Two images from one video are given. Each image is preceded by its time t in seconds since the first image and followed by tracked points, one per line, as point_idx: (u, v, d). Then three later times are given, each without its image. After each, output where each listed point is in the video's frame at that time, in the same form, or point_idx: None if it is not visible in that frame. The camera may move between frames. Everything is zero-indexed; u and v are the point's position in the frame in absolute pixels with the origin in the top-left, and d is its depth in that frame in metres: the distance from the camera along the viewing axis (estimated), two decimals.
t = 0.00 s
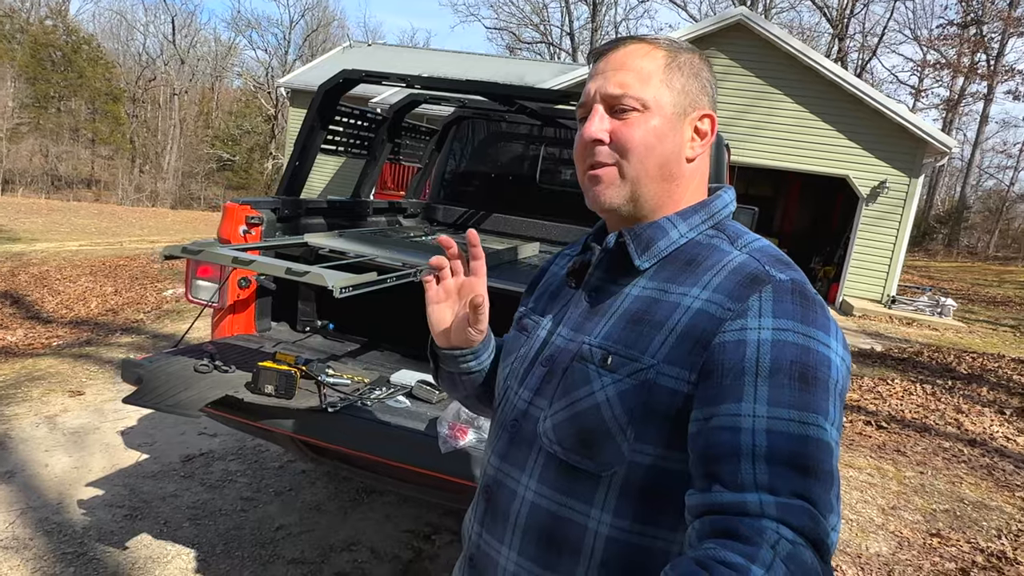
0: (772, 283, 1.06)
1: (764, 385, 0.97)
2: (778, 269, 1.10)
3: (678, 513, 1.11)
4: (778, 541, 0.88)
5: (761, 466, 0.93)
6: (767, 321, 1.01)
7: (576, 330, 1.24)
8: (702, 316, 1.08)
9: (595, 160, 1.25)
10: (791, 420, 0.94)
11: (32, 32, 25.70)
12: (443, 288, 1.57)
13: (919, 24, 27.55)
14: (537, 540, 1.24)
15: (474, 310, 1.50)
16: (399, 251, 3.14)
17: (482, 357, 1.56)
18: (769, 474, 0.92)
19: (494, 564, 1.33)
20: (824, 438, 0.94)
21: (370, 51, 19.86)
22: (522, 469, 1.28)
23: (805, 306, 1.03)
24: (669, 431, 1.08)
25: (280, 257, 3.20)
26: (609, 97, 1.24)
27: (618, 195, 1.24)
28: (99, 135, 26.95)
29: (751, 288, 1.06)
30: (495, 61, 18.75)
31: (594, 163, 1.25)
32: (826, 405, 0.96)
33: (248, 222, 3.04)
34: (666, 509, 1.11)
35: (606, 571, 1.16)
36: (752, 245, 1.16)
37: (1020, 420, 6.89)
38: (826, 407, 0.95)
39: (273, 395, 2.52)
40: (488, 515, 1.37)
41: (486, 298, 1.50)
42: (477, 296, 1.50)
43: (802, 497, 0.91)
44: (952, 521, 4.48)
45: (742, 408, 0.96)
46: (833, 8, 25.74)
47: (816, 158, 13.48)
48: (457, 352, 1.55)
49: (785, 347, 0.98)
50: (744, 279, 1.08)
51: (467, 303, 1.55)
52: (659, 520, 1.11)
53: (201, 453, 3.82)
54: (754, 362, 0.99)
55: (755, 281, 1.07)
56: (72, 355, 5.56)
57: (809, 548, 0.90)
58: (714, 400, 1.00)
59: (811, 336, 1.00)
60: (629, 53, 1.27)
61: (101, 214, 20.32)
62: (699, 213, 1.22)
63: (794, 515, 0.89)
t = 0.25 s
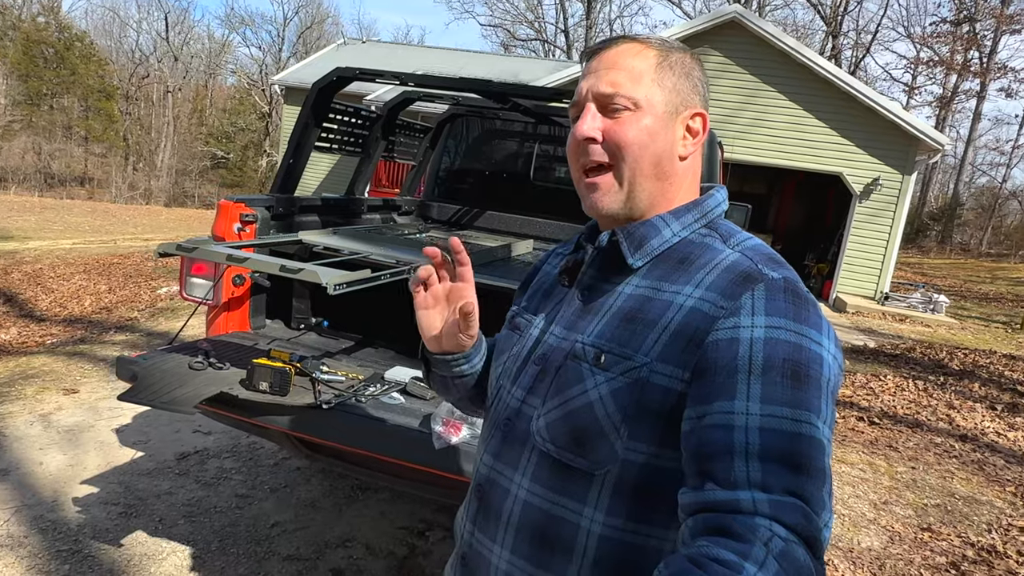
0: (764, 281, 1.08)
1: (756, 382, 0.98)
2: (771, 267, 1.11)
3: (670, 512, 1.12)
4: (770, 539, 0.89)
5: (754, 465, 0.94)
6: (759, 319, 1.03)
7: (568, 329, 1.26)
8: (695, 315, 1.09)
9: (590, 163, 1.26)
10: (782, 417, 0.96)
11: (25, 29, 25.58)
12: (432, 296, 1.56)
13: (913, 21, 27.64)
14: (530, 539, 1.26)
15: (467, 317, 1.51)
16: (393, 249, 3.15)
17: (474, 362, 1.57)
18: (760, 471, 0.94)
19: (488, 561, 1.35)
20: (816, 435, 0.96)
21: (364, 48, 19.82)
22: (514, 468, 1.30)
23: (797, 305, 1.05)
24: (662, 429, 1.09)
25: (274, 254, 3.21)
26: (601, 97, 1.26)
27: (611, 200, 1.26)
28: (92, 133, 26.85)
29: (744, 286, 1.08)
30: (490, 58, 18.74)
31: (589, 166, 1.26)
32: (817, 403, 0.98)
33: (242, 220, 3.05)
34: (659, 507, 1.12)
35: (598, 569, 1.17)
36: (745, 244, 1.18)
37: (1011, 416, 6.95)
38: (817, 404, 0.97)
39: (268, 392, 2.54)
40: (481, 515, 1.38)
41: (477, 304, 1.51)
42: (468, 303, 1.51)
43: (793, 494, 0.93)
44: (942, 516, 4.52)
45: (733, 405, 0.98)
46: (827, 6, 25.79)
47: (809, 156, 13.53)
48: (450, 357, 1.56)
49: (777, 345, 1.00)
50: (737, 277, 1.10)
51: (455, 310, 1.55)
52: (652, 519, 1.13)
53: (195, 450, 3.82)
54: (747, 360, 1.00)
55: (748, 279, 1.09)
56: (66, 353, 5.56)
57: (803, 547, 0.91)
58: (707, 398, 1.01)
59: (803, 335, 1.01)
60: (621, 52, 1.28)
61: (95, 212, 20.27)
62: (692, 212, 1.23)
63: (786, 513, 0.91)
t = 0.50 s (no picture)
0: (757, 279, 1.09)
1: (748, 379, 1.00)
2: (764, 266, 1.13)
3: (663, 508, 1.14)
4: (761, 536, 0.91)
5: (746, 461, 0.96)
6: (752, 317, 1.04)
7: (563, 326, 1.27)
8: (688, 312, 1.11)
9: (583, 161, 1.27)
10: (775, 414, 0.97)
11: (18, 27, 25.46)
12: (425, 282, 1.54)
13: (907, 19, 27.73)
14: (523, 534, 1.27)
15: (457, 304, 1.49)
16: (388, 248, 3.17)
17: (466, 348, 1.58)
18: (751, 468, 0.95)
19: (480, 557, 1.36)
20: (807, 432, 0.97)
21: (360, 46, 19.79)
22: (507, 463, 1.31)
23: (790, 302, 1.06)
24: (654, 425, 1.11)
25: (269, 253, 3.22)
26: (596, 97, 1.27)
27: (602, 194, 1.26)
28: (86, 131, 26.66)
29: (738, 283, 1.09)
30: (485, 56, 18.73)
31: (582, 165, 1.27)
32: (809, 400, 0.99)
33: (237, 218, 3.05)
34: (650, 503, 1.14)
35: (591, 564, 1.18)
36: (739, 243, 1.20)
37: (1004, 412, 6.99)
38: (808, 401, 0.99)
39: (263, 390, 2.54)
40: (473, 509, 1.39)
41: (470, 292, 1.49)
42: (460, 290, 1.49)
43: (784, 492, 0.94)
44: (935, 511, 4.55)
45: (726, 402, 1.00)
46: (822, 3, 25.85)
47: (804, 154, 13.57)
48: (440, 338, 1.55)
49: (769, 343, 1.01)
50: (731, 275, 1.11)
51: (447, 297, 1.53)
52: (644, 516, 1.14)
53: (191, 449, 3.82)
54: (740, 357, 1.02)
55: (741, 277, 1.10)
56: (61, 351, 5.55)
57: (792, 543, 0.93)
58: (700, 394, 1.03)
59: (796, 332, 1.03)
60: (617, 54, 1.30)
61: (89, 211, 20.20)
62: (686, 212, 1.25)
63: (778, 511, 0.92)
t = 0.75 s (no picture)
0: (762, 281, 1.10)
1: (753, 381, 1.00)
2: (768, 268, 1.13)
3: (667, 510, 1.14)
4: (766, 538, 0.91)
5: (751, 464, 0.96)
6: (756, 319, 1.05)
7: (567, 328, 1.27)
8: (692, 314, 1.11)
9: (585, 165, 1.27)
10: (779, 416, 0.98)
11: (12, 26, 25.33)
12: (438, 233, 1.42)
13: (903, 17, 27.77)
14: (527, 535, 1.27)
15: (473, 258, 1.42)
16: (387, 249, 3.18)
17: (474, 338, 1.58)
18: (756, 471, 0.96)
19: (484, 558, 1.36)
20: (810, 435, 0.97)
21: (356, 44, 19.74)
22: (511, 464, 1.31)
23: (795, 306, 1.07)
24: (658, 426, 1.11)
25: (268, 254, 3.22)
26: (596, 104, 1.27)
27: (613, 205, 1.26)
28: (82, 130, 26.40)
29: (742, 285, 1.10)
30: (482, 54, 18.71)
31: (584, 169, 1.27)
32: (814, 404, 1.00)
33: (236, 220, 3.05)
34: (654, 504, 1.14)
35: (595, 566, 1.19)
36: (744, 246, 1.20)
37: (1000, 410, 7.02)
38: (814, 404, 0.99)
39: (263, 392, 2.54)
40: (478, 510, 1.40)
41: (486, 245, 1.42)
42: (478, 245, 1.41)
43: (788, 494, 0.95)
44: (932, 509, 4.57)
45: (730, 404, 1.00)
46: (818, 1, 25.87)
47: (801, 152, 13.60)
48: (446, 292, 1.50)
49: (774, 345, 1.02)
50: (735, 277, 1.12)
51: (461, 249, 1.43)
52: (648, 517, 1.15)
53: (190, 449, 3.82)
54: (744, 359, 1.02)
55: (746, 279, 1.11)
56: (58, 352, 5.54)
57: (797, 546, 0.93)
58: (704, 396, 1.03)
59: (800, 334, 1.03)
60: (615, 61, 1.31)
61: (85, 210, 20.12)
62: (692, 214, 1.25)
63: (782, 514, 0.93)
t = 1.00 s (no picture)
0: (769, 287, 1.09)
1: (761, 388, 1.00)
2: (774, 274, 1.13)
3: (673, 517, 1.14)
4: (774, 546, 0.91)
5: (758, 471, 0.96)
6: (764, 325, 1.04)
7: (572, 333, 1.26)
8: (699, 320, 1.11)
9: (587, 172, 1.25)
10: (787, 423, 0.97)
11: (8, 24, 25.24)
12: (455, 210, 1.40)
13: (900, 15, 27.81)
14: (533, 543, 1.26)
15: (487, 237, 1.39)
16: (386, 249, 3.17)
17: (471, 328, 1.57)
18: (764, 478, 0.95)
19: (490, 565, 1.35)
20: (819, 440, 0.97)
21: (353, 43, 19.70)
22: (517, 472, 1.30)
23: (801, 311, 1.06)
24: (665, 433, 1.11)
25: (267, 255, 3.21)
26: (594, 110, 1.26)
27: (611, 208, 1.25)
28: (78, 128, 26.42)
29: (749, 291, 1.09)
30: (480, 53, 18.68)
31: (586, 176, 1.26)
32: (823, 409, 0.99)
33: (234, 221, 3.03)
34: (661, 512, 1.14)
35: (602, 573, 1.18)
36: (749, 251, 1.20)
37: (998, 408, 7.03)
38: (822, 411, 0.98)
39: (263, 395, 2.52)
40: (483, 517, 1.39)
41: (502, 226, 1.39)
42: (494, 224, 1.38)
43: (797, 501, 0.94)
44: (932, 509, 4.58)
45: (739, 411, 0.99)
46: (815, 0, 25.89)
47: (798, 151, 13.61)
48: (453, 272, 1.48)
49: (783, 351, 1.01)
50: (742, 282, 1.11)
51: (475, 232, 1.41)
52: (654, 525, 1.14)
53: (188, 451, 3.81)
54: (752, 365, 1.02)
55: (753, 284, 1.10)
56: (55, 353, 5.52)
57: (806, 554, 0.92)
58: (712, 403, 1.03)
59: (808, 340, 1.03)
60: (611, 67, 1.30)
61: (82, 209, 20.07)
62: (696, 220, 1.24)
63: (791, 521, 0.92)
